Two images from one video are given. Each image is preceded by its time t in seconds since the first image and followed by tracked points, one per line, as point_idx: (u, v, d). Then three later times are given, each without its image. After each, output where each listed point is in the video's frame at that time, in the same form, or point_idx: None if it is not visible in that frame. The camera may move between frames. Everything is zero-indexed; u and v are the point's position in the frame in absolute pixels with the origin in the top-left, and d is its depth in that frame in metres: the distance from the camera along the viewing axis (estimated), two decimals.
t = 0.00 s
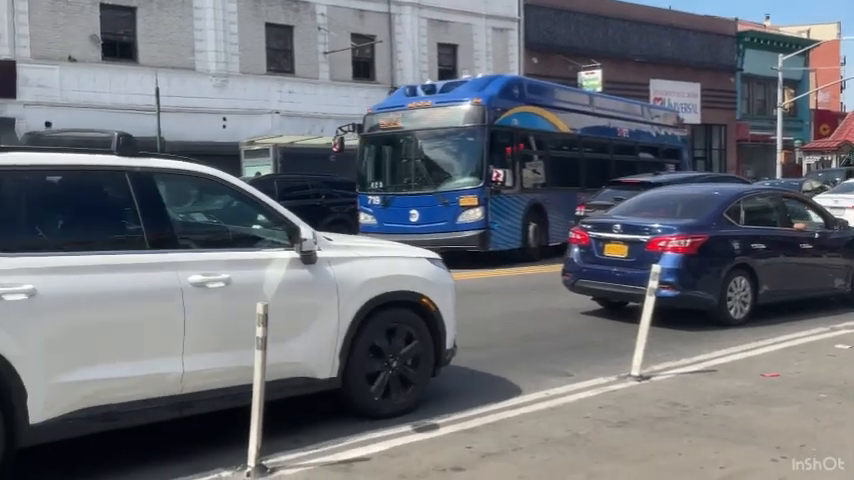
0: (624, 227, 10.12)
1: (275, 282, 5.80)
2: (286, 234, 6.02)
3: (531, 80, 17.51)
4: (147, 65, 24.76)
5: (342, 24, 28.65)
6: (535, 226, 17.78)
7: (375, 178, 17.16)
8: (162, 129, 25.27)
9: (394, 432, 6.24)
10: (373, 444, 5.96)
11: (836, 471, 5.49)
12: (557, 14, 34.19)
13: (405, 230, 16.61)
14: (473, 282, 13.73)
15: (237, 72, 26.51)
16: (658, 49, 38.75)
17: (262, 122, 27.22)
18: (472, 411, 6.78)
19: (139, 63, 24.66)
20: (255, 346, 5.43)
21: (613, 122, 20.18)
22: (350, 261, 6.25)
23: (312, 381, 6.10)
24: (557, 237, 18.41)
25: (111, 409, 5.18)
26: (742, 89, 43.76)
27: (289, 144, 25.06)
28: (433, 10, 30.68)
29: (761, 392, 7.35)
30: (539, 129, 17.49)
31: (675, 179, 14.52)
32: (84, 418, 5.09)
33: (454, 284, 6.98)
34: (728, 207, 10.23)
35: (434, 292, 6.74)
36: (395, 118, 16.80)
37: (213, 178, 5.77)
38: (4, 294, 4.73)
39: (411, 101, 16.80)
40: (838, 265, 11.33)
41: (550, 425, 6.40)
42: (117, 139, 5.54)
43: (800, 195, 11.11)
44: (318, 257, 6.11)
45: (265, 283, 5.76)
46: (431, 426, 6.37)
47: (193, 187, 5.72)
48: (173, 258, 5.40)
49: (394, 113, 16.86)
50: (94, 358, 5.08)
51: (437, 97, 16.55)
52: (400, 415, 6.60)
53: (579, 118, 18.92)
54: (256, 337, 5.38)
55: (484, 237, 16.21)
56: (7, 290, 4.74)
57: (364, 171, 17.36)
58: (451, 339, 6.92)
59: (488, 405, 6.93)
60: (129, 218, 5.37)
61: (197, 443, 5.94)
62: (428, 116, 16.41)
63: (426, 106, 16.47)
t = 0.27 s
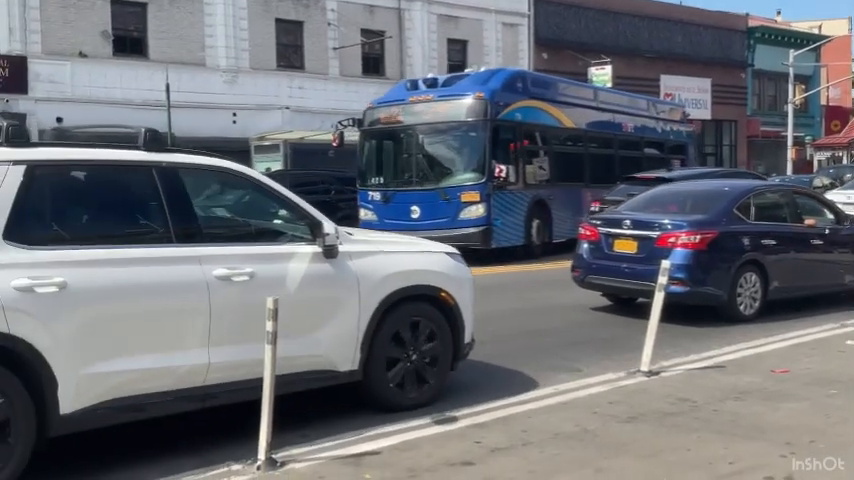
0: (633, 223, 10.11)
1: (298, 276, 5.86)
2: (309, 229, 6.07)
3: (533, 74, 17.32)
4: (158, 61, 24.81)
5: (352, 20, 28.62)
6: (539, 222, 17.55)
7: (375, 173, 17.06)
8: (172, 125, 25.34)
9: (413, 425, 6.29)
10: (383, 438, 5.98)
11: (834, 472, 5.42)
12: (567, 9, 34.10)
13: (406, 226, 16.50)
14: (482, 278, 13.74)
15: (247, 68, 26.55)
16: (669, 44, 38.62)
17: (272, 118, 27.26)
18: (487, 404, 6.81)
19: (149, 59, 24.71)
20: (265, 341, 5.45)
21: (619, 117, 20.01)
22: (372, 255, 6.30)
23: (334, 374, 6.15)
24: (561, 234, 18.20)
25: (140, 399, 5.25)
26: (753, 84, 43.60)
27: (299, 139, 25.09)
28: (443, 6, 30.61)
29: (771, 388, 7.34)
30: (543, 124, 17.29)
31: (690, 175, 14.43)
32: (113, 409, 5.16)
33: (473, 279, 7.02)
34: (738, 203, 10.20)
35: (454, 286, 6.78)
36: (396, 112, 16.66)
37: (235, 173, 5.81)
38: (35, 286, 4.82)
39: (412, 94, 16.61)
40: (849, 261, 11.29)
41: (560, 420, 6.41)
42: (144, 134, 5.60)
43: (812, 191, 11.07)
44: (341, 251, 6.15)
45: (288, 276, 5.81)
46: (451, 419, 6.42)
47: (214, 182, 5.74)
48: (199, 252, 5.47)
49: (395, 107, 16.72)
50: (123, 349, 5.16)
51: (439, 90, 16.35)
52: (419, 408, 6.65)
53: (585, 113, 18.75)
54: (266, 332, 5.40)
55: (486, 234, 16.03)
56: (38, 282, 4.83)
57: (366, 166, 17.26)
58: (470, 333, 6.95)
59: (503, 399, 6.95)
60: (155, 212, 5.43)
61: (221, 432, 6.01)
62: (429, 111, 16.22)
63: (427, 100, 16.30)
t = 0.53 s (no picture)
0: (642, 221, 10.10)
1: (314, 272, 5.92)
2: (325, 226, 6.14)
3: (535, 69, 17.17)
4: (167, 59, 24.85)
5: (361, 17, 28.61)
6: (541, 220, 17.33)
7: (374, 170, 16.83)
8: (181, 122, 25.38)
9: (428, 420, 6.33)
10: (392, 435, 5.99)
11: (837, 470, 5.42)
12: (576, 7, 34.04)
13: (404, 224, 16.23)
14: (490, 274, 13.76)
15: (256, 65, 26.58)
16: (679, 41, 38.51)
17: (281, 116, 27.30)
18: (500, 400, 6.84)
19: (158, 56, 24.75)
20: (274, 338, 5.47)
21: (622, 114, 19.91)
22: (387, 252, 6.36)
23: (350, 369, 6.20)
24: (564, 232, 18.01)
25: (158, 393, 5.30)
26: (763, 82, 43.44)
27: (308, 137, 25.12)
28: (452, 4, 30.58)
29: (779, 386, 7.33)
30: (544, 120, 17.14)
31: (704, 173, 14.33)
32: (132, 403, 5.21)
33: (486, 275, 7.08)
34: (748, 201, 10.18)
35: (468, 282, 6.84)
36: (394, 108, 16.46)
37: (252, 171, 5.87)
38: (58, 281, 4.88)
39: (412, 90, 16.44)
40: None
41: (568, 418, 6.42)
42: (163, 132, 5.65)
43: (821, 189, 11.04)
44: (356, 248, 6.21)
45: (305, 272, 5.88)
46: (465, 414, 6.46)
47: (230, 178, 5.80)
48: (218, 248, 5.53)
49: (394, 103, 16.52)
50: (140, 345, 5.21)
51: (439, 86, 16.17)
52: (433, 403, 6.68)
53: (587, 109, 18.64)
54: (275, 328, 5.42)
55: (487, 232, 15.79)
56: (59, 277, 4.89)
57: (364, 163, 17.04)
58: (484, 330, 7.00)
59: (515, 395, 6.98)
60: (174, 209, 5.49)
61: (234, 424, 6.05)
62: (429, 106, 16.03)
63: (427, 95, 16.11)
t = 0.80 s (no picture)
0: (651, 220, 10.08)
1: (328, 270, 5.97)
2: (338, 224, 6.19)
3: (536, 65, 17.07)
4: (176, 57, 24.88)
5: (368, 15, 28.59)
6: (541, 220, 17.24)
7: (372, 168, 16.82)
8: (190, 120, 25.43)
9: (440, 418, 6.35)
10: (402, 433, 6.00)
11: (837, 470, 5.39)
12: (585, 5, 33.98)
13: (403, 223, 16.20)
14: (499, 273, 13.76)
15: (264, 64, 26.61)
16: (687, 40, 38.42)
17: (289, 114, 27.32)
18: (510, 399, 6.84)
19: (167, 55, 24.78)
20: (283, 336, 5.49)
21: (626, 112, 19.80)
22: (400, 250, 6.40)
23: (363, 367, 6.23)
24: (565, 232, 17.93)
25: (173, 390, 5.36)
26: (772, 80, 43.29)
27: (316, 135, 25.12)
28: (460, 2, 30.54)
29: (789, 385, 7.30)
30: (545, 117, 17.03)
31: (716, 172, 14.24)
32: (146, 400, 5.27)
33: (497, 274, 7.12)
34: (757, 200, 10.15)
35: (479, 281, 6.88)
36: (393, 105, 16.42)
37: (265, 169, 5.94)
38: (75, 278, 4.94)
39: (410, 87, 16.38)
40: None
41: (577, 417, 6.41)
42: (178, 131, 5.73)
43: (831, 188, 11.00)
44: (369, 246, 6.26)
45: (319, 270, 5.93)
46: (477, 412, 6.48)
47: (247, 178, 5.87)
48: (232, 246, 5.59)
49: (393, 100, 16.47)
50: (153, 342, 5.26)
51: (438, 82, 16.08)
52: (445, 402, 6.70)
53: (590, 106, 18.54)
54: (284, 326, 5.44)
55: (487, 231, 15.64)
56: (77, 274, 4.94)
57: (363, 161, 17.01)
58: (495, 328, 7.03)
59: (525, 394, 6.98)
60: (188, 206, 5.55)
61: (245, 420, 6.08)
62: (428, 103, 15.96)
63: (427, 92, 16.04)
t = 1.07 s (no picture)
0: (659, 219, 10.07)
1: (337, 270, 5.97)
2: (348, 224, 6.20)
3: (535, 62, 16.80)
4: (183, 57, 24.91)
5: (375, 15, 28.57)
6: (540, 220, 17.00)
7: (367, 168, 16.51)
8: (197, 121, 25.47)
9: (450, 418, 6.34)
10: (410, 433, 5.99)
11: (838, 470, 5.38)
12: (592, 4, 33.96)
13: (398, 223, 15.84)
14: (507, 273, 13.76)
15: (271, 64, 26.63)
16: (695, 39, 38.35)
17: (297, 114, 27.35)
18: (519, 398, 6.84)
19: (174, 55, 24.81)
20: (292, 335, 5.49)
21: (627, 110, 19.60)
22: (409, 250, 6.41)
23: (372, 367, 6.24)
24: (565, 233, 17.70)
25: (182, 390, 5.37)
26: (780, 80, 43.18)
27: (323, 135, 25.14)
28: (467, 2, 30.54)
29: (799, 385, 7.29)
30: (544, 115, 16.77)
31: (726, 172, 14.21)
32: (155, 399, 5.29)
33: (507, 274, 7.12)
34: (766, 200, 10.12)
35: (489, 280, 6.88)
36: (389, 103, 16.13)
37: (273, 169, 5.94)
38: (86, 278, 4.96)
39: (407, 84, 16.09)
40: None
41: (586, 417, 6.39)
42: (188, 131, 5.75)
43: (840, 187, 10.98)
44: (378, 246, 6.26)
45: (328, 269, 5.93)
46: (487, 412, 6.48)
47: (257, 178, 5.89)
48: (242, 245, 5.60)
49: (389, 98, 16.19)
50: (163, 342, 5.27)
51: (436, 80, 15.77)
52: (454, 402, 6.70)
53: (591, 105, 18.32)
54: (293, 326, 5.43)
55: (484, 232, 15.33)
56: (88, 274, 4.97)
57: (359, 160, 16.69)
58: (504, 328, 7.03)
59: (534, 393, 6.98)
60: (197, 206, 5.57)
61: (253, 419, 6.09)
62: (425, 101, 15.66)
63: (423, 89, 15.74)
